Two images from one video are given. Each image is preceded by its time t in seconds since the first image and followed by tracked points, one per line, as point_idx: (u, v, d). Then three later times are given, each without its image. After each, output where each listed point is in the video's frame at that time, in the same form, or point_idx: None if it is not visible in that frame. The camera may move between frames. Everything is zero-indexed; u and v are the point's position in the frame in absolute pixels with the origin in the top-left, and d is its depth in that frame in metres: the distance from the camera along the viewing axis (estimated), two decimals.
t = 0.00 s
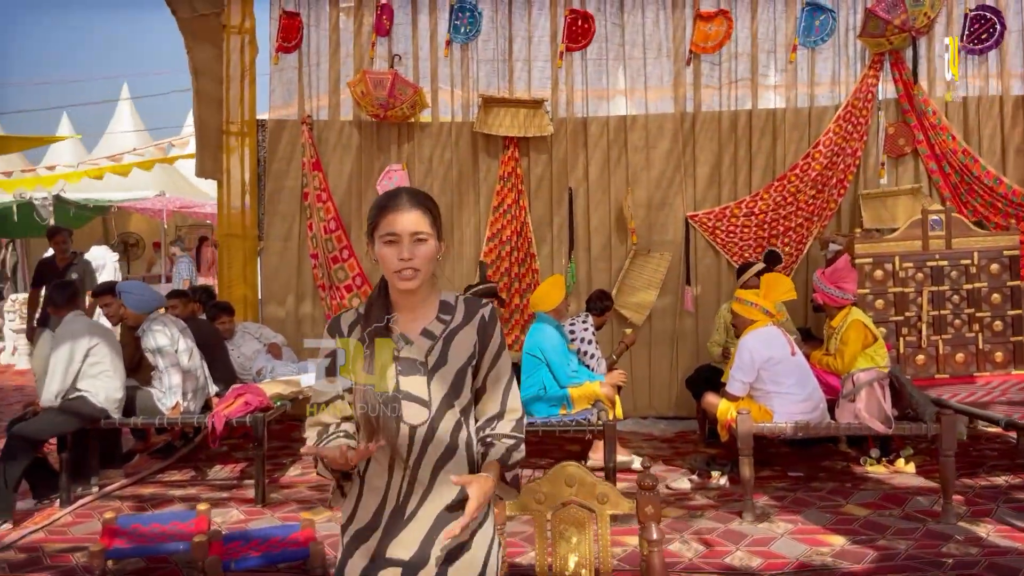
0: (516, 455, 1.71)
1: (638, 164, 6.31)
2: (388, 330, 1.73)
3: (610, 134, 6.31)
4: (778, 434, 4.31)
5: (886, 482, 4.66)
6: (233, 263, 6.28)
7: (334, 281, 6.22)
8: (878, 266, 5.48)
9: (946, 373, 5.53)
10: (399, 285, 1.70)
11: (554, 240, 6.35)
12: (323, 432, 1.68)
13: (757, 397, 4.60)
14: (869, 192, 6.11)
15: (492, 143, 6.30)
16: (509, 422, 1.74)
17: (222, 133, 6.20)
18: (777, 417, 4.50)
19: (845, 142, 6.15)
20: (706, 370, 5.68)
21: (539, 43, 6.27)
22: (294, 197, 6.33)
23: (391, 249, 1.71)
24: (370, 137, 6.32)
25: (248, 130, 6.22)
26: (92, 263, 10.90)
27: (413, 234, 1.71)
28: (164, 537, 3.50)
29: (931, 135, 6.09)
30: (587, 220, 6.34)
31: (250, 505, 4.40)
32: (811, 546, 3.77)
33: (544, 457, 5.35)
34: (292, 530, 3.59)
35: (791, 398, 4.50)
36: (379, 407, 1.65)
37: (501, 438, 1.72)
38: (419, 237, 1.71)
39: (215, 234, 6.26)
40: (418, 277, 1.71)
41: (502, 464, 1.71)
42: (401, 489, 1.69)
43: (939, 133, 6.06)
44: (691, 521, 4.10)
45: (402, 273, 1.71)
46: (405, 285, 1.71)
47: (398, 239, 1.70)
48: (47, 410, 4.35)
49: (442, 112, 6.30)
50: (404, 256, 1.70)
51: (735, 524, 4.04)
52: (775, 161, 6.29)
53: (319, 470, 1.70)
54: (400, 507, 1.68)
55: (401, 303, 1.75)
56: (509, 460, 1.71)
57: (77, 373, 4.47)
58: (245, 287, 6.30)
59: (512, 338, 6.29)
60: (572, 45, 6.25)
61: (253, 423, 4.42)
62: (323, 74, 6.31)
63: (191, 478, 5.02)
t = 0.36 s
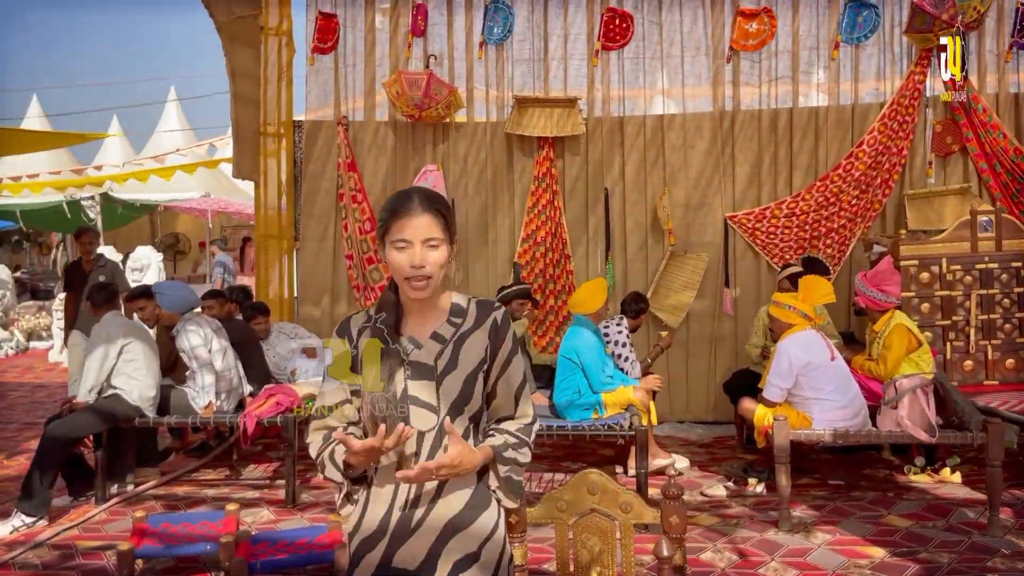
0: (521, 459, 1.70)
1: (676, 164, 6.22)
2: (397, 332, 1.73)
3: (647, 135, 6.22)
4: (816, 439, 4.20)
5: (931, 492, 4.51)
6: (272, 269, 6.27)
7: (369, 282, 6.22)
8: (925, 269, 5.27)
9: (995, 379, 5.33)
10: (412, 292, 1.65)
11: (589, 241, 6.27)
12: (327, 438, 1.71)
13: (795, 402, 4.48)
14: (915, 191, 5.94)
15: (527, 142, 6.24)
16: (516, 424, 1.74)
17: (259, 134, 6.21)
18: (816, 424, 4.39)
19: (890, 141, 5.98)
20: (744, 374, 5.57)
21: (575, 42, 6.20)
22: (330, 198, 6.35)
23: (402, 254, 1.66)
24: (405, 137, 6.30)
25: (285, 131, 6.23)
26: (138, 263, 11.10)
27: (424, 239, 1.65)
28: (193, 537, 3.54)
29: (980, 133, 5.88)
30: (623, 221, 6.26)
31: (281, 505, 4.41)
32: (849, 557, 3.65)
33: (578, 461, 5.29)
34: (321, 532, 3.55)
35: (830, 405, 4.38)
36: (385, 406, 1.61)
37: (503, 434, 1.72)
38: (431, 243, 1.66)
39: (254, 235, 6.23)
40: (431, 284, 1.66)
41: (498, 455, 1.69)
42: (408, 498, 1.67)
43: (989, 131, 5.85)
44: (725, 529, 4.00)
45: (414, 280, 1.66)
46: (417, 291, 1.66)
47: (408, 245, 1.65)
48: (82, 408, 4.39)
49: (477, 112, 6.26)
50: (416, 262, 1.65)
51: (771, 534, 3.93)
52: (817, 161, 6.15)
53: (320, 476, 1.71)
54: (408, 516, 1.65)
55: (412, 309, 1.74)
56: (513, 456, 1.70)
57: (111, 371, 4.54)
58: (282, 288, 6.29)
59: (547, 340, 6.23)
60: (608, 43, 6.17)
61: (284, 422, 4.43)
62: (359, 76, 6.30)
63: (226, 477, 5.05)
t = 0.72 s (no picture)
0: (554, 458, 1.65)
1: (716, 156, 6.07)
2: (411, 328, 1.64)
3: (686, 126, 6.07)
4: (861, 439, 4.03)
5: (983, 496, 4.32)
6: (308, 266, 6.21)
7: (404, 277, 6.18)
8: (977, 263, 5.08)
9: None
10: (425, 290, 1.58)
11: (626, 235, 6.15)
12: (342, 440, 1.69)
13: (840, 401, 4.32)
14: (966, 183, 5.72)
15: (563, 134, 6.13)
16: (542, 422, 1.67)
17: (293, 128, 6.19)
18: (862, 424, 4.22)
19: (940, 131, 5.78)
20: (785, 372, 5.43)
21: (612, 31, 6.07)
22: (364, 192, 6.28)
23: (415, 250, 1.59)
24: (440, 129, 6.22)
25: (320, 125, 6.21)
26: (179, 258, 11.22)
27: (438, 234, 1.59)
28: (222, 532, 3.52)
29: None
30: (661, 215, 6.13)
31: (313, 500, 4.37)
32: (896, 564, 3.49)
33: (613, 459, 5.18)
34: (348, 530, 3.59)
35: (877, 404, 4.21)
36: (399, 412, 1.63)
37: (528, 432, 1.66)
38: (445, 238, 1.59)
39: (289, 228, 6.23)
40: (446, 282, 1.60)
41: (521, 457, 1.62)
42: (425, 501, 1.62)
43: None
44: (764, 532, 3.87)
45: (428, 277, 1.59)
46: (431, 289, 1.60)
47: (422, 241, 1.58)
48: (115, 401, 4.40)
49: (513, 105, 6.16)
50: (429, 259, 1.58)
51: (813, 537, 3.79)
52: (863, 151, 5.94)
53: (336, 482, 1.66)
54: (425, 519, 1.61)
55: (427, 302, 1.66)
56: (534, 458, 1.63)
57: (147, 364, 4.56)
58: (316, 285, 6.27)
59: (582, 336, 6.12)
60: (647, 32, 6.03)
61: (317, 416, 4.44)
62: (394, 69, 6.22)
63: (259, 471, 5.03)
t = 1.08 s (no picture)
0: (573, 472, 1.59)
1: (751, 147, 5.90)
2: (424, 332, 1.58)
3: (720, 117, 5.91)
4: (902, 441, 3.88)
5: None
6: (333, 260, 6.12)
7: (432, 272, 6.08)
8: None
9: None
10: (439, 289, 1.52)
11: (658, 229, 6.01)
12: (353, 451, 1.64)
13: (882, 402, 4.16)
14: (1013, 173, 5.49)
15: (593, 126, 6.00)
16: (563, 430, 1.62)
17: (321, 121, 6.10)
18: (904, 425, 4.07)
19: (986, 120, 5.56)
20: (823, 369, 5.26)
21: (644, 20, 5.92)
22: (392, 186, 6.14)
23: (427, 247, 1.53)
24: (468, 121, 6.10)
25: (347, 118, 6.11)
26: (211, 253, 11.28)
27: (452, 227, 1.52)
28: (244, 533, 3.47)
29: None
30: (694, 208, 5.98)
31: (337, 499, 4.31)
32: (940, 572, 3.34)
33: (644, 459, 5.06)
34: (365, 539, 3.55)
35: (921, 405, 4.04)
36: (415, 423, 1.55)
37: (545, 442, 1.60)
38: (460, 232, 1.52)
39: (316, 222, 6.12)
40: (460, 278, 1.53)
41: (527, 466, 1.57)
42: (438, 523, 1.55)
43: None
44: (801, 537, 3.73)
45: (441, 274, 1.52)
46: (444, 287, 1.53)
47: (434, 236, 1.52)
48: (142, 397, 4.38)
49: (542, 97, 6.04)
50: (441, 256, 1.52)
51: (852, 543, 3.64)
52: (905, 140, 5.74)
53: (349, 497, 1.60)
54: (438, 542, 1.54)
55: (441, 305, 1.61)
56: (546, 467, 1.57)
57: (174, 360, 4.53)
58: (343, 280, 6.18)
59: (613, 332, 5.99)
60: (679, 21, 5.87)
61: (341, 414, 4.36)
62: (422, 61, 6.13)
63: (285, 468, 4.99)
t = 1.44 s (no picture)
0: (586, 486, 1.53)
1: (777, 141, 5.78)
2: (423, 337, 1.52)
3: (744, 111, 5.80)
4: (931, 446, 3.76)
5: None
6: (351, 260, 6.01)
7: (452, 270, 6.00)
8: None
9: None
10: (439, 291, 1.46)
11: (681, 225, 5.91)
12: (345, 471, 1.55)
13: (910, 403, 4.04)
14: None
15: (614, 121, 5.91)
16: (574, 440, 1.55)
17: (340, 118, 6.03)
18: (933, 427, 3.95)
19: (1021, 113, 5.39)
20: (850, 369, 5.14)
21: (667, 13, 5.80)
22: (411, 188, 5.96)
23: (426, 247, 1.47)
24: (488, 117, 6.03)
25: (366, 115, 6.02)
26: (235, 251, 11.32)
27: (452, 226, 1.46)
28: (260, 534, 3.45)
29: None
30: (718, 205, 5.87)
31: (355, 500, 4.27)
32: None
33: (666, 460, 4.98)
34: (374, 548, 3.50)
35: (950, 407, 3.93)
36: (417, 436, 1.49)
37: (553, 454, 1.54)
38: (461, 231, 1.47)
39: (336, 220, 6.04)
40: (461, 280, 1.47)
41: (540, 480, 1.50)
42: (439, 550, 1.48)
43: None
44: (827, 542, 3.63)
45: (441, 276, 1.46)
46: (444, 290, 1.47)
47: (434, 235, 1.46)
48: (158, 399, 4.36)
49: (563, 92, 5.95)
50: (442, 256, 1.46)
51: (879, 549, 3.54)
52: (936, 133, 5.59)
53: (343, 522, 1.52)
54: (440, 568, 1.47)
55: (441, 308, 1.56)
56: (558, 480, 1.51)
57: (192, 360, 4.51)
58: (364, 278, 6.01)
59: (635, 331, 5.92)
60: (703, 13, 5.74)
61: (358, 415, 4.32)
62: (442, 57, 6.04)
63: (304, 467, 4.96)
